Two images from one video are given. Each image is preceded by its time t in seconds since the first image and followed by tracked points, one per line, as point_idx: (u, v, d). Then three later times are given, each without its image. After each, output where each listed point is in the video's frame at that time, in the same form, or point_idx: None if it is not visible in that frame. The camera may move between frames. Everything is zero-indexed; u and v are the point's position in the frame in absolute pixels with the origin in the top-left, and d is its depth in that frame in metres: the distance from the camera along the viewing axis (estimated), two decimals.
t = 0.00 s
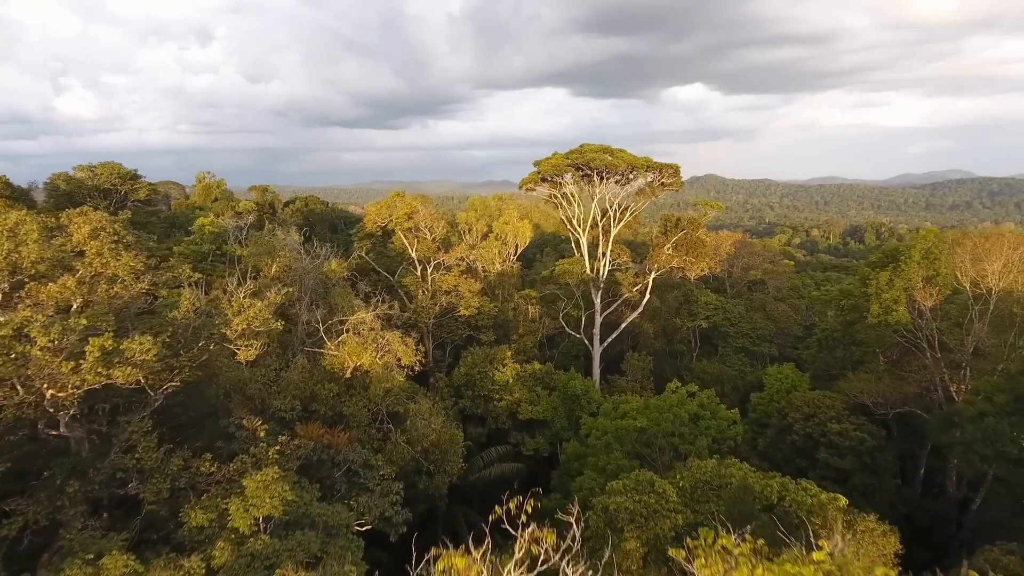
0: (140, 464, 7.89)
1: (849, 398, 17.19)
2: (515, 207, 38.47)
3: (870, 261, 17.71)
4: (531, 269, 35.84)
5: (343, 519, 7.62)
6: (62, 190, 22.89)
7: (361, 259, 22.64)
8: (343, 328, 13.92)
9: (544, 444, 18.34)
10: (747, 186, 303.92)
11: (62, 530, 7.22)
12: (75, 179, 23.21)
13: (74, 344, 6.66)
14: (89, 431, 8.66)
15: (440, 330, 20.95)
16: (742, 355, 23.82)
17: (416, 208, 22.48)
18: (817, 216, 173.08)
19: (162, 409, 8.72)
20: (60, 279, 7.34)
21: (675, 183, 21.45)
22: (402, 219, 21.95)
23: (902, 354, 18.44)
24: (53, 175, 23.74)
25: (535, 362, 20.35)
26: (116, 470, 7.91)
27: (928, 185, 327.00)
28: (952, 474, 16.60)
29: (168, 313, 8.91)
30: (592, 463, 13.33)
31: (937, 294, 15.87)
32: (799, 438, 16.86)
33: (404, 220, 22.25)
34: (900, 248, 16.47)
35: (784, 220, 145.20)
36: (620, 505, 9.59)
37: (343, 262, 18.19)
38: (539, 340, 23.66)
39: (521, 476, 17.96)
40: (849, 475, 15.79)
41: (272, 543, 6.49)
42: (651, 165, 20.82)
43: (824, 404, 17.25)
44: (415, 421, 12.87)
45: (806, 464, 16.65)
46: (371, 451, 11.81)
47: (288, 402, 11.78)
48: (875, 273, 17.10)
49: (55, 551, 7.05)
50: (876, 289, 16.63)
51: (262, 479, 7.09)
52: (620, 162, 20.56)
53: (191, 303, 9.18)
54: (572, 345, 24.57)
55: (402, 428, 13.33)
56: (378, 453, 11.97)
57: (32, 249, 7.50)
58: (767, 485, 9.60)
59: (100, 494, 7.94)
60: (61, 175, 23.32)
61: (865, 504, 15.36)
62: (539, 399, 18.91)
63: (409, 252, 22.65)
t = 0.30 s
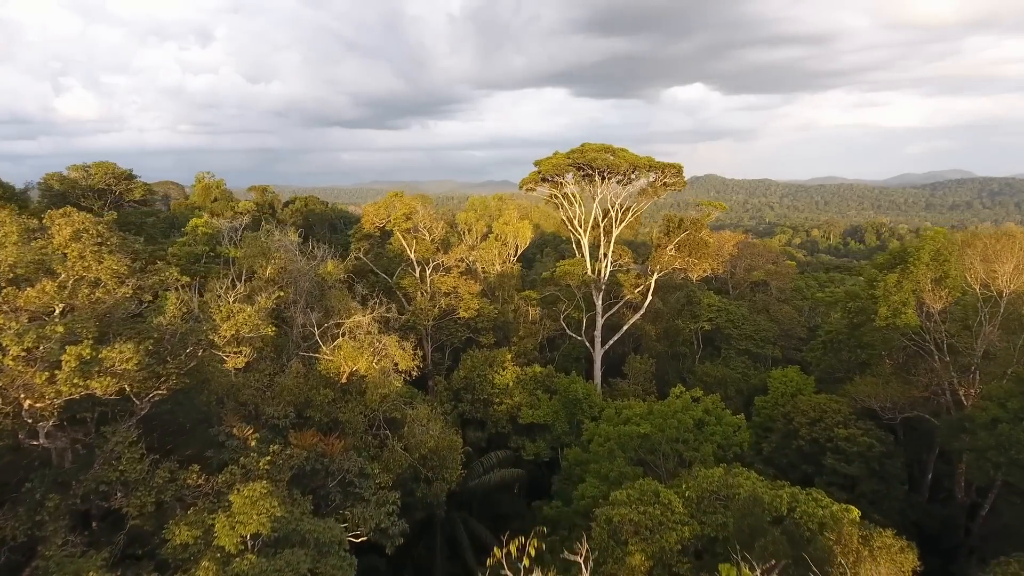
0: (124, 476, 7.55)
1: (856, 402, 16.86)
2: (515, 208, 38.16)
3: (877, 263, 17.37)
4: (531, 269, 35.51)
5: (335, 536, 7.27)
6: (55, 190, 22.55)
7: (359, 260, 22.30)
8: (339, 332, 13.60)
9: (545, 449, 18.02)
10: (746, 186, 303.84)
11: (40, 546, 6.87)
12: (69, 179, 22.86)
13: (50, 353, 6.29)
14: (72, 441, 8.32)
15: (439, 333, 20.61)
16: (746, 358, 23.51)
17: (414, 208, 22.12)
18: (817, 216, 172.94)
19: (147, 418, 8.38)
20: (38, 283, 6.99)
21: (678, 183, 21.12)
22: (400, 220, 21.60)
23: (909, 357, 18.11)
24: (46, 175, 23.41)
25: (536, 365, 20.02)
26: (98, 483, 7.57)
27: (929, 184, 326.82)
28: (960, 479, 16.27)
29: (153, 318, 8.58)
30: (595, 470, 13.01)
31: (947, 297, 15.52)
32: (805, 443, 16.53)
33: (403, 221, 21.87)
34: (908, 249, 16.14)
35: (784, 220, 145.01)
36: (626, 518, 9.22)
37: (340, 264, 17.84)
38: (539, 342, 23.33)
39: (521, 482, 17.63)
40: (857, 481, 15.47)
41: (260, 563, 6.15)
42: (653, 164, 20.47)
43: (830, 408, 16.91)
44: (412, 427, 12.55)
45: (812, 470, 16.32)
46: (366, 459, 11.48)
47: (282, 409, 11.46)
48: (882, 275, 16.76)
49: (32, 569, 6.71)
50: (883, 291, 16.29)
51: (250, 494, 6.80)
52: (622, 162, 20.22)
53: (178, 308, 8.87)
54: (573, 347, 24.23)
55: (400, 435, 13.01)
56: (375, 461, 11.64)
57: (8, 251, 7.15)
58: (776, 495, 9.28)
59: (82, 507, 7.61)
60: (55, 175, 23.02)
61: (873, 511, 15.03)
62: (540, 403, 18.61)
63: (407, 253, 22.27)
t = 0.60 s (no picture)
0: (103, 493, 7.17)
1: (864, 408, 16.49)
2: (515, 208, 37.80)
3: (886, 264, 16.98)
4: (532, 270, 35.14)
5: (325, 556, 6.90)
6: (48, 191, 22.22)
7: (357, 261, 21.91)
8: (334, 336, 13.21)
9: (546, 454, 17.64)
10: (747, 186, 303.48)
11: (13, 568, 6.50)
12: (61, 179, 22.50)
13: (21, 365, 6.02)
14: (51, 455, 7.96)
15: (438, 336, 20.23)
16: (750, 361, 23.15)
17: (412, 208, 21.72)
18: (818, 216, 172.52)
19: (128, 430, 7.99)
20: (10, 290, 6.61)
21: (681, 183, 20.72)
22: (398, 221, 21.20)
23: (918, 361, 17.73)
24: (38, 176, 23.04)
25: (536, 369, 19.64)
26: (76, 499, 7.19)
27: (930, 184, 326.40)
28: (971, 486, 15.90)
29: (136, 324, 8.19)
30: (597, 479, 12.61)
31: (958, 299, 15.15)
32: (812, 450, 16.14)
33: (401, 221, 21.46)
34: (918, 251, 15.76)
35: (785, 220, 144.62)
36: (632, 533, 8.83)
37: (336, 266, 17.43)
38: (540, 345, 22.97)
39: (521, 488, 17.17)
40: (866, 489, 15.08)
41: None
42: (656, 164, 20.08)
43: (838, 413, 16.53)
44: (410, 435, 12.19)
45: (819, 477, 15.96)
46: (362, 468, 11.11)
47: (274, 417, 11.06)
48: (891, 278, 16.39)
49: None
50: (893, 294, 15.91)
51: (234, 514, 6.38)
52: (625, 162, 19.84)
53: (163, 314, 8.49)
54: (574, 349, 23.86)
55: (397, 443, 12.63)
56: (370, 470, 11.24)
57: None
58: (788, 508, 8.86)
59: (59, 526, 7.23)
60: (48, 175, 22.73)
61: (882, 520, 14.65)
62: (540, 407, 18.25)
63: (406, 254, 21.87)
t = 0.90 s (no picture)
0: (83, 508, 6.82)
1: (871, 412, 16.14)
2: (515, 209, 37.52)
3: (894, 266, 16.65)
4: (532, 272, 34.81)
5: None
6: (42, 191, 21.94)
7: (355, 263, 21.57)
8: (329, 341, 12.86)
9: (547, 460, 17.31)
10: (748, 186, 302.91)
11: None
12: (55, 180, 22.20)
13: None
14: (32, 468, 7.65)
15: (437, 338, 19.89)
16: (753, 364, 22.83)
17: (411, 209, 21.38)
18: (818, 216, 172.28)
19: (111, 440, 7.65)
20: None
21: (684, 183, 20.36)
22: (396, 221, 20.85)
23: (927, 365, 17.38)
24: (32, 176, 22.73)
25: (537, 372, 19.32)
26: (54, 515, 6.86)
27: (930, 184, 325.91)
28: (981, 493, 15.53)
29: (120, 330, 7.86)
30: (600, 487, 12.28)
31: (968, 302, 14.81)
32: (819, 456, 15.82)
33: (399, 222, 21.10)
34: (927, 253, 15.43)
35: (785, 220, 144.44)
36: (637, 547, 8.48)
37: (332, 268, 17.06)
38: (540, 348, 22.64)
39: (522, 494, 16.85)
40: (874, 496, 14.75)
41: None
42: (659, 164, 19.75)
43: (845, 418, 16.19)
44: (407, 442, 11.85)
45: (827, 483, 15.62)
46: (357, 478, 10.77)
47: (266, 425, 10.76)
48: (899, 280, 16.06)
49: None
50: (901, 296, 15.57)
51: (217, 534, 6.11)
52: (627, 162, 19.51)
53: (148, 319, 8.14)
54: (575, 352, 23.53)
55: (394, 451, 12.29)
56: (366, 480, 10.89)
57: None
58: (799, 522, 8.50)
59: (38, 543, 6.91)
60: (42, 175, 22.45)
61: (891, 528, 14.31)
62: (541, 412, 17.94)
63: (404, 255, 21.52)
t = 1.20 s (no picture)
0: (57, 528, 6.38)
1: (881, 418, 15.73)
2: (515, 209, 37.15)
3: (904, 269, 16.24)
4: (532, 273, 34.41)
5: None
6: (33, 192, 21.55)
7: (352, 264, 21.18)
8: (323, 346, 12.44)
9: (547, 466, 16.93)
10: (748, 186, 302.68)
11: None
12: (47, 180, 21.81)
13: None
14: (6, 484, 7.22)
15: (436, 341, 19.49)
16: (758, 368, 22.43)
17: (409, 209, 20.97)
18: (818, 216, 171.91)
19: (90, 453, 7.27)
20: None
21: (688, 183, 19.94)
22: (394, 222, 20.43)
23: (936, 369, 16.97)
24: (23, 176, 22.33)
25: (537, 376, 18.94)
26: (27, 535, 6.46)
27: (930, 184, 325.74)
28: (993, 500, 15.11)
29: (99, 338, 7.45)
30: (603, 497, 11.89)
31: (981, 305, 14.40)
32: (827, 463, 15.44)
33: (397, 223, 20.70)
34: (938, 255, 15.04)
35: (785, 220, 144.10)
36: (642, 565, 8.05)
37: (328, 271, 16.67)
38: (541, 351, 22.26)
39: (522, 501, 16.46)
40: (884, 505, 14.35)
41: None
42: (662, 163, 19.35)
43: (854, 424, 15.80)
44: (403, 451, 11.46)
45: (835, 491, 15.22)
46: (352, 489, 10.39)
47: (257, 434, 10.37)
48: (910, 282, 15.67)
49: None
50: (912, 299, 15.17)
51: (194, 560, 6.01)
52: (629, 161, 19.11)
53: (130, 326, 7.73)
54: (576, 355, 23.14)
55: (390, 459, 11.90)
56: (360, 490, 10.50)
57: None
58: (813, 538, 8.07)
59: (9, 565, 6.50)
60: (34, 175, 22.08)
61: (903, 538, 13.90)
62: (541, 417, 17.55)
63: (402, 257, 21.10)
